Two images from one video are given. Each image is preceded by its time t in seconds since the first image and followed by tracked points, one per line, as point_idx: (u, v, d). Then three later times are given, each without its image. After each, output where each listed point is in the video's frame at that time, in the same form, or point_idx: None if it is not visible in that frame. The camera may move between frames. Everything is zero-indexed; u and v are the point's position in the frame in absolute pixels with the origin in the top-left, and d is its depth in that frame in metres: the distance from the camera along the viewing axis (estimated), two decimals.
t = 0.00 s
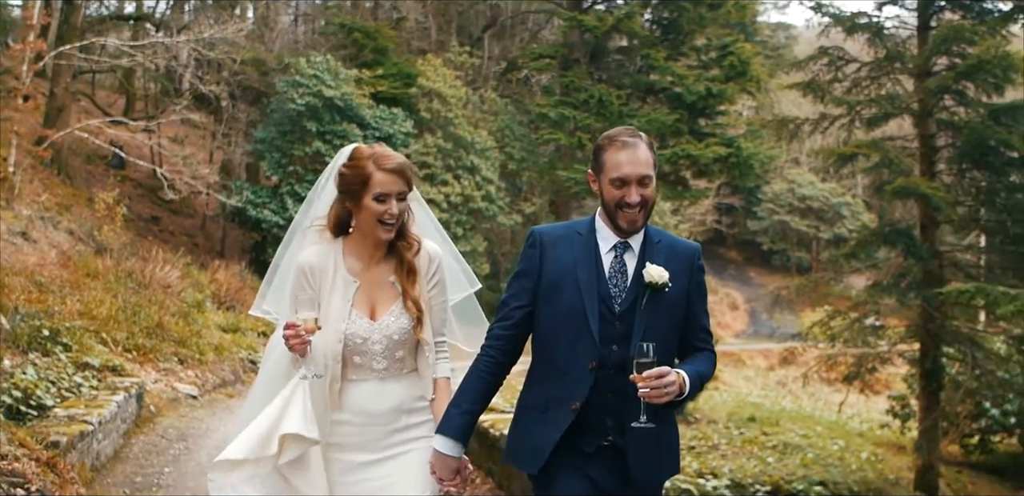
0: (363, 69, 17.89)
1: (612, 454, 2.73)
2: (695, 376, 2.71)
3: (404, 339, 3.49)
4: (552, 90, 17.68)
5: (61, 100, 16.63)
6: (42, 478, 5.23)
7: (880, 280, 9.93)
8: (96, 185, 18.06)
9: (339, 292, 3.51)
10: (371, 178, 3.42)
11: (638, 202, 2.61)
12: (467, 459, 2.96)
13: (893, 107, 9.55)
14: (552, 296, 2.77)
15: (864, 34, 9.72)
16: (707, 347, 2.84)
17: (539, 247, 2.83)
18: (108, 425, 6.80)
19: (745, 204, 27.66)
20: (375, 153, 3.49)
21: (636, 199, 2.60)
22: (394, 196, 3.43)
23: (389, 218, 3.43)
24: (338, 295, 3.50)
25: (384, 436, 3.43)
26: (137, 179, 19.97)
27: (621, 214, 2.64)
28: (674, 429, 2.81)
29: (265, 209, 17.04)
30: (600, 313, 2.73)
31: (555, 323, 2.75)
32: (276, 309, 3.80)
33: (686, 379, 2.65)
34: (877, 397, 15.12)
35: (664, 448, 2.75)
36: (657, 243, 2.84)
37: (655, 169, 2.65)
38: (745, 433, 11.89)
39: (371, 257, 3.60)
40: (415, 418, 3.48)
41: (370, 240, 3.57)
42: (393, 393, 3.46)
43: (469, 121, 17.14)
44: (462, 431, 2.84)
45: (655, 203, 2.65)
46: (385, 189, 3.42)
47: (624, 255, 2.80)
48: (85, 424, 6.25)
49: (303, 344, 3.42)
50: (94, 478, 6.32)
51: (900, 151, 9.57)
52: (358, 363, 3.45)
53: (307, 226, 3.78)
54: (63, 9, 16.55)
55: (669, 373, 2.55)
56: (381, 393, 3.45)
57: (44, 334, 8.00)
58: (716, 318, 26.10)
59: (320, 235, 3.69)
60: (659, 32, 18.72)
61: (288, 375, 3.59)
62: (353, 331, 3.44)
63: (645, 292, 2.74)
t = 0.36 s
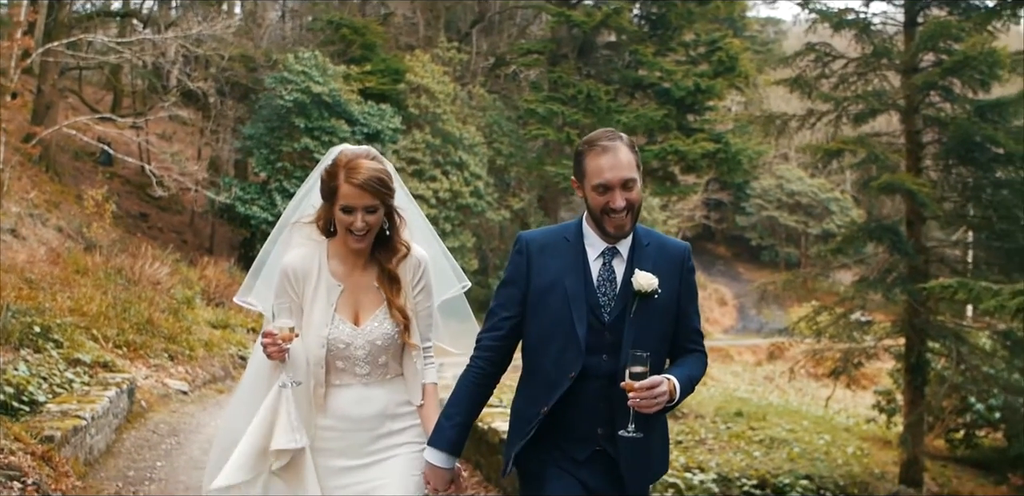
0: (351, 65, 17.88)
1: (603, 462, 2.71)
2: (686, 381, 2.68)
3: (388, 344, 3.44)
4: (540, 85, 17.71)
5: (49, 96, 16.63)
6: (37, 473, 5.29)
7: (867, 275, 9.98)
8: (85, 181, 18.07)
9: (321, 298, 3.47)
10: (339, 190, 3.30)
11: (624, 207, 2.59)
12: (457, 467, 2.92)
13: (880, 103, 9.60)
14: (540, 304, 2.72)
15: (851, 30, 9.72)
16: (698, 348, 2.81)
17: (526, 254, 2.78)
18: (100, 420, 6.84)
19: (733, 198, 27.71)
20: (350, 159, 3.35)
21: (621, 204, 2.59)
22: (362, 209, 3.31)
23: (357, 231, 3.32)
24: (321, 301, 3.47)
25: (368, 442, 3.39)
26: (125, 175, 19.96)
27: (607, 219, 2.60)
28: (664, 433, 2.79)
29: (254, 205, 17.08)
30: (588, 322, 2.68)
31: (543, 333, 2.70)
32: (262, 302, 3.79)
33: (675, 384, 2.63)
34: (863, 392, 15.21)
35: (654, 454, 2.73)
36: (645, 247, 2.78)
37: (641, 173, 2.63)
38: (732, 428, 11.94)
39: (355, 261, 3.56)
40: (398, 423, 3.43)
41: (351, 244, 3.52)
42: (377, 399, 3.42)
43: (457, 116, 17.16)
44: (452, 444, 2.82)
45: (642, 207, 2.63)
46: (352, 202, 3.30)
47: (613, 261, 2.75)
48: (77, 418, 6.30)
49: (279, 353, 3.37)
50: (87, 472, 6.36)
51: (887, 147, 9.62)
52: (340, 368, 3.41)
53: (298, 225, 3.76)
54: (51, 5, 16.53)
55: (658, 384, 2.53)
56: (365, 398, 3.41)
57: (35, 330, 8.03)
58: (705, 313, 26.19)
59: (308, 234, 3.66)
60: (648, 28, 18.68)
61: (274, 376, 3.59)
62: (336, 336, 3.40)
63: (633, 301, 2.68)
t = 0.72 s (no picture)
0: (340, 61, 17.83)
1: (595, 470, 2.75)
2: (675, 384, 2.69)
3: (371, 347, 3.47)
4: (529, 81, 17.71)
5: (37, 91, 16.60)
6: (32, 467, 5.35)
7: (854, 273, 10.05)
8: (74, 176, 18.05)
9: (304, 299, 3.49)
10: (323, 195, 3.31)
11: (597, 213, 2.61)
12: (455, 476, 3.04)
13: (866, 101, 9.66)
14: (521, 315, 2.78)
15: (839, 27, 9.74)
16: (689, 349, 2.81)
17: (507, 265, 2.84)
18: (92, 415, 6.89)
19: (722, 194, 27.73)
20: (334, 162, 3.36)
21: (592, 211, 2.61)
22: (347, 214, 3.32)
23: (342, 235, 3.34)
24: (304, 303, 3.49)
25: (349, 445, 3.42)
26: (114, 170, 19.91)
27: (582, 225, 2.64)
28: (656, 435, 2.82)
29: (243, 200, 17.09)
30: (571, 331, 2.72)
31: (527, 344, 2.75)
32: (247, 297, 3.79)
33: (662, 390, 2.64)
34: (851, 388, 15.27)
35: (646, 459, 2.77)
36: (627, 249, 2.81)
37: (615, 177, 2.65)
38: (719, 423, 11.99)
39: (340, 262, 3.59)
40: (380, 427, 3.48)
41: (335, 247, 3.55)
42: (360, 402, 3.46)
43: (446, 112, 17.16)
44: (447, 460, 2.93)
45: (616, 212, 2.65)
46: (337, 207, 3.31)
47: (594, 267, 2.79)
48: (70, 413, 6.34)
49: (256, 356, 3.34)
50: (80, 467, 6.41)
51: (873, 144, 9.67)
52: (323, 371, 3.44)
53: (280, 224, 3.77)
54: None
55: (644, 393, 2.55)
56: (348, 401, 3.45)
57: (27, 325, 8.05)
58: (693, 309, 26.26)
59: (292, 232, 3.65)
60: (636, 23, 18.74)
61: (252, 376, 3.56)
62: (319, 339, 3.42)
63: (618, 307, 2.71)
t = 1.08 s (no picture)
0: (330, 59, 17.83)
1: (580, 467, 2.66)
2: (659, 375, 2.61)
3: (358, 339, 3.40)
4: (518, 80, 17.72)
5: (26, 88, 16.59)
6: (23, 463, 5.37)
7: (840, 273, 10.11)
8: (62, 173, 18.02)
9: (289, 292, 3.40)
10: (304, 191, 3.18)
11: (567, 201, 2.53)
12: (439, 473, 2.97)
13: (854, 103, 9.74)
14: (501, 308, 2.71)
15: (826, 29, 9.83)
16: (675, 337, 2.75)
17: (484, 258, 2.77)
18: (82, 411, 6.91)
19: (711, 193, 27.78)
20: (316, 154, 3.23)
21: (563, 199, 2.53)
22: (329, 207, 3.20)
23: (324, 229, 3.22)
24: (289, 295, 3.40)
25: (339, 438, 3.36)
26: (102, 167, 19.90)
27: (556, 215, 2.57)
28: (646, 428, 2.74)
29: (231, 197, 17.10)
30: (552, 322, 2.65)
31: (507, 337, 2.68)
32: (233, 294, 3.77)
33: (647, 380, 2.57)
34: (838, 387, 15.34)
35: (636, 453, 2.68)
36: (608, 236, 2.74)
37: (586, 163, 2.57)
38: (707, 421, 12.04)
39: (326, 254, 3.50)
40: (370, 420, 3.42)
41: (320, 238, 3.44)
42: (348, 395, 3.39)
43: (435, 110, 17.18)
44: (428, 456, 2.87)
45: (590, 199, 2.57)
46: (318, 201, 3.18)
47: (575, 255, 2.72)
48: (61, 410, 6.36)
49: (240, 346, 3.31)
50: (70, 463, 6.43)
51: (859, 144, 9.75)
52: (310, 363, 3.36)
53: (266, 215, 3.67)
54: None
55: (626, 384, 2.48)
56: (334, 394, 3.37)
57: (16, 322, 8.07)
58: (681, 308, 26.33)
59: (277, 223, 3.56)
60: (625, 22, 18.61)
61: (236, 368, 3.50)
62: (305, 330, 3.35)
63: (600, 295, 2.64)
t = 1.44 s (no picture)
0: (318, 61, 17.88)
1: (567, 460, 2.73)
2: (648, 369, 2.65)
3: (348, 337, 3.42)
4: (506, 83, 17.75)
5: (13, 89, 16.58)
6: (16, 462, 5.43)
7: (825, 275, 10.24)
8: (50, 173, 18.02)
9: (284, 287, 3.46)
10: (303, 188, 3.25)
11: (545, 186, 2.58)
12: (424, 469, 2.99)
13: (837, 107, 9.89)
14: (485, 296, 2.77)
15: (810, 35, 10.06)
16: (666, 333, 2.78)
17: (470, 247, 2.84)
18: (72, 411, 6.96)
19: (697, 196, 27.84)
20: (315, 151, 3.30)
21: (541, 184, 2.58)
22: (326, 205, 3.25)
23: (321, 226, 3.28)
24: (283, 290, 3.46)
25: (324, 439, 3.38)
26: (90, 168, 19.88)
27: (534, 199, 2.61)
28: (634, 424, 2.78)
29: (220, 199, 17.15)
30: (534, 311, 2.71)
31: (490, 326, 2.75)
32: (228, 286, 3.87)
33: (635, 374, 2.61)
34: (823, 388, 15.43)
35: (622, 448, 2.74)
36: (594, 228, 2.80)
37: (572, 151, 2.62)
38: (693, 423, 12.13)
39: (322, 251, 3.55)
40: (354, 424, 3.42)
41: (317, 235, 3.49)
42: (336, 395, 3.40)
43: (423, 113, 17.24)
44: (413, 450, 2.88)
45: (570, 187, 2.61)
46: (315, 198, 3.24)
47: (559, 245, 2.78)
48: (51, 409, 6.41)
49: (235, 338, 3.38)
50: (61, 462, 6.48)
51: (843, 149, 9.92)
52: (300, 359, 3.41)
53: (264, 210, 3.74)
54: None
55: (611, 376, 2.54)
56: (323, 392, 3.39)
57: (5, 323, 8.11)
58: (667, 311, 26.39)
59: (276, 219, 3.61)
60: (611, 27, 18.49)
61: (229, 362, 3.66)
62: (297, 326, 3.40)
63: (583, 284, 2.69)
